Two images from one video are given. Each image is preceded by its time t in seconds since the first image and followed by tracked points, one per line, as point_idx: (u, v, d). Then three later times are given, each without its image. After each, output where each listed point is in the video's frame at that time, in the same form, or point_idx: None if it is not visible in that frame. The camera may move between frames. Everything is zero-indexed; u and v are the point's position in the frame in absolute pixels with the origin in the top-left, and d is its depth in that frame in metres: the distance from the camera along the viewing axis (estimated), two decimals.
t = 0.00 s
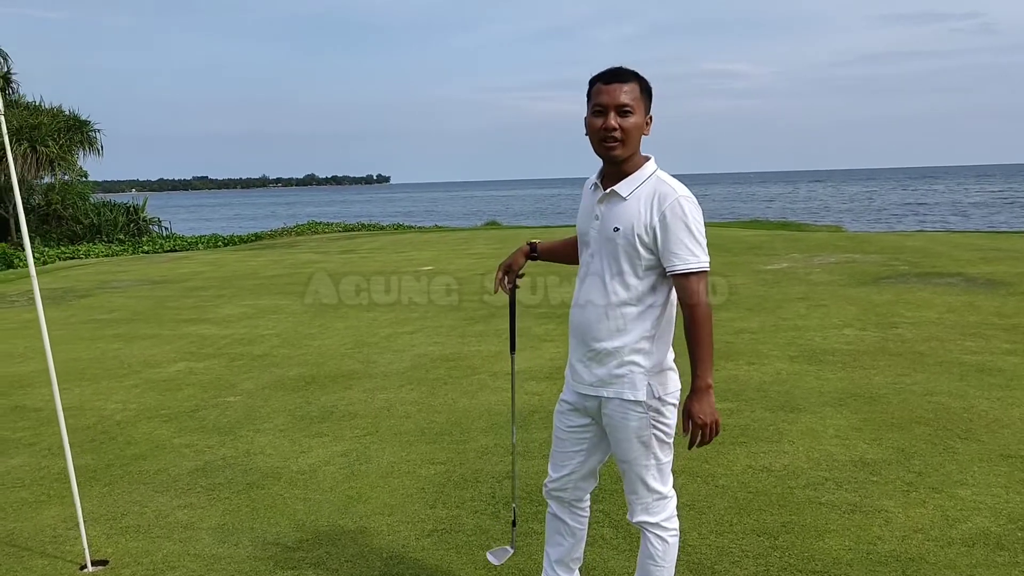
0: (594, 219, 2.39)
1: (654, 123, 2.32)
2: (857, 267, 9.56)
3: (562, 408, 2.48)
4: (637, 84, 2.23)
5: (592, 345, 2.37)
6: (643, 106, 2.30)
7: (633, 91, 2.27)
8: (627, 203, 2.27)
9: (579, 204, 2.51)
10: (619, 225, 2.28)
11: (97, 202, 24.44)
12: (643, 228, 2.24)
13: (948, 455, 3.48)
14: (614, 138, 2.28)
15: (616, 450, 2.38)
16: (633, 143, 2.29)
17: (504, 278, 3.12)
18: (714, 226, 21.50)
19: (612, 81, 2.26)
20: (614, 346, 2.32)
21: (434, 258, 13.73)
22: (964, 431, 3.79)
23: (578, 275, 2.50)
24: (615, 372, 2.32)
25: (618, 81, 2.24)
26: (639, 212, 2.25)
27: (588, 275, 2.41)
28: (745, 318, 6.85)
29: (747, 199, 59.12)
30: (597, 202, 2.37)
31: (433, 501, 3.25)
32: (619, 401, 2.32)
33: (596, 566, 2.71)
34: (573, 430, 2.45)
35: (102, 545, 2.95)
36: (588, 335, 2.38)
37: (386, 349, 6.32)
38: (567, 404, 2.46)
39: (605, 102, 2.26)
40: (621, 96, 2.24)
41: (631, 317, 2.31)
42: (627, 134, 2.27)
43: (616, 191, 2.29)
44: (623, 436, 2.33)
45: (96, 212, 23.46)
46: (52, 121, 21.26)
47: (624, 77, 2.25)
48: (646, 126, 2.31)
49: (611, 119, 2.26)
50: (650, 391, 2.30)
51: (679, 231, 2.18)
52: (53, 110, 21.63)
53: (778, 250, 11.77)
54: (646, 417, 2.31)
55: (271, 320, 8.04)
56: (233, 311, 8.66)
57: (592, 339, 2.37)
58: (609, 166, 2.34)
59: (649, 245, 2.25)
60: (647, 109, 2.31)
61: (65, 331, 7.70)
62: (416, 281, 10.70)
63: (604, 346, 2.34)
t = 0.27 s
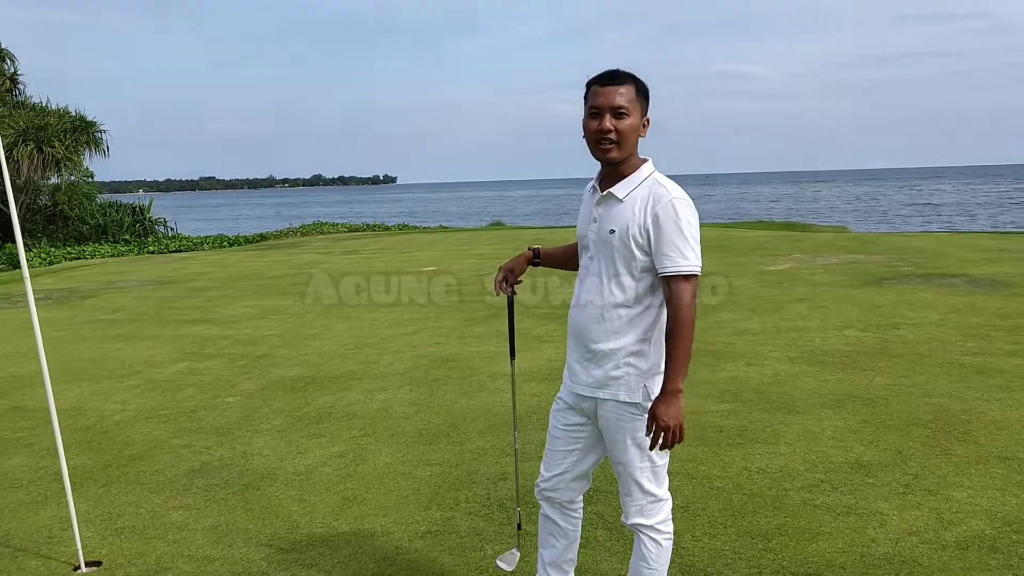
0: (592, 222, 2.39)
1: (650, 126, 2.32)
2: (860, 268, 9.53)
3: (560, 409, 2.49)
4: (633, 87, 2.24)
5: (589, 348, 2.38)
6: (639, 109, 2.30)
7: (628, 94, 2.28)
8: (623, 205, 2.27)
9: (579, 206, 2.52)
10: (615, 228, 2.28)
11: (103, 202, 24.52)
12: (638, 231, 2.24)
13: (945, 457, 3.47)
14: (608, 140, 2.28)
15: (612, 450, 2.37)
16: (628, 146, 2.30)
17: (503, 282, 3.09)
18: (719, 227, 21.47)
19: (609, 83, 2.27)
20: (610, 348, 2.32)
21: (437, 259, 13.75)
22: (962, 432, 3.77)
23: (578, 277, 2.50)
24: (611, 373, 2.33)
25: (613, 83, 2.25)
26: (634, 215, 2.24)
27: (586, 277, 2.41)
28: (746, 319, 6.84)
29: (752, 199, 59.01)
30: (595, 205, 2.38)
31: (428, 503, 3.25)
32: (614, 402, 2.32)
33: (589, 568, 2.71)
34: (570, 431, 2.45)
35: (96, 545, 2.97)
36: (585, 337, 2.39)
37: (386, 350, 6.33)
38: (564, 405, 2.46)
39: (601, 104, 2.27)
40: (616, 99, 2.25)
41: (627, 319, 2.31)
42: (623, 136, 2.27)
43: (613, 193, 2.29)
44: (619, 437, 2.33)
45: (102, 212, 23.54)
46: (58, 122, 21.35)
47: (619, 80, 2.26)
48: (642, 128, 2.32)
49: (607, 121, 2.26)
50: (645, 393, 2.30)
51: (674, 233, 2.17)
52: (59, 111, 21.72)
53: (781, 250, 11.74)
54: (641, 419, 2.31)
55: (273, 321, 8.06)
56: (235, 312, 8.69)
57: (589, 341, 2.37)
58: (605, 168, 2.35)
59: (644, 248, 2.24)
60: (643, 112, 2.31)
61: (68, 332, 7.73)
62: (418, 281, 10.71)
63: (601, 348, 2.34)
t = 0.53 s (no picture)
0: (588, 223, 2.38)
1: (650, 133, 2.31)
2: (864, 270, 9.49)
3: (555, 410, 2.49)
4: (634, 92, 2.23)
5: (582, 350, 2.37)
6: (640, 115, 2.29)
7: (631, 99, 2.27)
8: (619, 209, 2.26)
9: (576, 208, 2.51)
10: (610, 231, 2.27)
11: (109, 205, 24.61)
12: (633, 234, 2.22)
13: (944, 462, 3.44)
14: (607, 144, 2.28)
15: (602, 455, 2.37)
16: (627, 151, 2.29)
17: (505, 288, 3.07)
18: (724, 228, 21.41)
19: (610, 87, 2.27)
20: (602, 350, 2.32)
21: (440, 261, 13.74)
22: (962, 437, 3.75)
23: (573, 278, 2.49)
24: (603, 376, 2.32)
25: (615, 86, 2.24)
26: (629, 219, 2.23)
27: (581, 278, 2.40)
28: (747, 322, 6.81)
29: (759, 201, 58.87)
30: (590, 207, 2.37)
31: (422, 507, 3.24)
32: (606, 405, 2.32)
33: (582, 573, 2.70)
34: (564, 433, 2.45)
35: (90, 549, 2.97)
36: (579, 338, 2.38)
37: (386, 353, 6.33)
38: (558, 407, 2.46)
39: (602, 107, 2.27)
40: (617, 103, 2.25)
41: (620, 322, 2.30)
42: (622, 140, 2.27)
43: (608, 197, 2.28)
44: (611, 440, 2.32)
45: (108, 215, 23.61)
46: (63, 125, 21.43)
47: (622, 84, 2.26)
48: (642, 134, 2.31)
49: (607, 124, 2.26)
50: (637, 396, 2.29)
51: (667, 239, 2.16)
52: (65, 114, 21.80)
53: (785, 252, 11.70)
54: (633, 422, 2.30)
55: (275, 323, 8.07)
56: (237, 314, 8.70)
57: (583, 343, 2.37)
58: (604, 172, 2.34)
59: (638, 251, 2.22)
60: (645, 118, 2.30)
61: (70, 335, 7.75)
62: (421, 284, 10.70)
63: (593, 350, 2.34)
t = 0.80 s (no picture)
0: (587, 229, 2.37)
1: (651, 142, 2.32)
2: (864, 276, 9.46)
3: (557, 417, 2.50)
4: (639, 99, 2.24)
5: (576, 354, 2.35)
6: (642, 124, 2.30)
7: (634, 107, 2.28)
8: (619, 215, 2.26)
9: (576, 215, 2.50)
10: (610, 235, 2.26)
11: (111, 211, 24.66)
12: (633, 238, 2.22)
13: (940, 471, 3.42)
14: (609, 150, 2.27)
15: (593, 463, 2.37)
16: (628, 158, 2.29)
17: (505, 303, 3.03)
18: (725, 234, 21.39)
19: (615, 94, 2.27)
20: (596, 354, 2.30)
21: (441, 267, 13.74)
22: (959, 445, 3.72)
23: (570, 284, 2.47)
24: (596, 380, 2.30)
25: (620, 93, 2.25)
26: (631, 224, 2.23)
27: (577, 282, 2.38)
28: (746, 328, 6.78)
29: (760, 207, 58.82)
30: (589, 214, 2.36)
31: (414, 516, 3.22)
32: (600, 411, 2.29)
33: None
34: (565, 439, 2.45)
35: (79, 559, 2.95)
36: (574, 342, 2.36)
37: (383, 360, 6.31)
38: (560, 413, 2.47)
39: (605, 113, 2.26)
40: (620, 109, 2.25)
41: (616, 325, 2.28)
42: (624, 147, 2.26)
43: (609, 203, 2.28)
44: (601, 446, 2.31)
45: (110, 222, 23.65)
46: (66, 132, 21.49)
47: (626, 91, 2.26)
48: (643, 142, 2.31)
49: (611, 130, 2.26)
50: (628, 398, 2.26)
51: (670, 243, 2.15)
52: (67, 121, 21.86)
53: (786, 259, 11.68)
54: (627, 426, 2.27)
55: (273, 330, 8.06)
56: (236, 321, 8.69)
57: (578, 346, 2.34)
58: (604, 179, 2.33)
59: (637, 256, 2.22)
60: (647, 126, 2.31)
61: (68, 342, 7.75)
62: (420, 290, 10.69)
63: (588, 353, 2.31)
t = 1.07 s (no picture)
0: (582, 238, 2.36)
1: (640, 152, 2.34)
2: (853, 284, 9.47)
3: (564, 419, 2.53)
4: (628, 111, 2.26)
5: (575, 360, 2.35)
6: (631, 135, 2.32)
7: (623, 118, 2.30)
8: (613, 224, 2.25)
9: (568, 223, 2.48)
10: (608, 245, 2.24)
11: (102, 218, 24.58)
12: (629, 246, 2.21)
13: (925, 481, 3.40)
14: (601, 162, 2.29)
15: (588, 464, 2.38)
16: (619, 169, 2.31)
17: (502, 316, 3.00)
18: (716, 242, 21.44)
19: (604, 106, 2.28)
20: (596, 360, 2.30)
21: (431, 275, 13.71)
22: (943, 454, 3.71)
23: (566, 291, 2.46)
24: (596, 385, 2.30)
25: (609, 104, 2.26)
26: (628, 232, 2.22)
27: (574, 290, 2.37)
28: (734, 336, 6.77)
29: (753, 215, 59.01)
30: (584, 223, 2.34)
31: (395, 527, 3.19)
32: (599, 412, 2.30)
33: None
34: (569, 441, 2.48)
35: (54, 572, 2.91)
36: (573, 348, 2.36)
37: (369, 369, 6.27)
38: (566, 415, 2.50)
39: (596, 126, 2.28)
40: (611, 122, 2.26)
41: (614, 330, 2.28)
42: (616, 158, 2.29)
43: (602, 212, 2.27)
44: (596, 445, 2.32)
45: (101, 229, 23.57)
46: (56, 139, 21.42)
47: (616, 103, 2.28)
48: (634, 153, 2.33)
49: (603, 142, 2.27)
50: (626, 400, 2.27)
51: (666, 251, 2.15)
52: (58, 128, 21.79)
53: (776, 266, 11.69)
54: (624, 427, 2.29)
55: (260, 338, 8.01)
56: (223, 329, 8.64)
57: (576, 352, 2.35)
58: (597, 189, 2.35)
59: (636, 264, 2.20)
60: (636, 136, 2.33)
61: (53, 350, 7.69)
62: (410, 298, 10.66)
63: (586, 359, 2.32)
